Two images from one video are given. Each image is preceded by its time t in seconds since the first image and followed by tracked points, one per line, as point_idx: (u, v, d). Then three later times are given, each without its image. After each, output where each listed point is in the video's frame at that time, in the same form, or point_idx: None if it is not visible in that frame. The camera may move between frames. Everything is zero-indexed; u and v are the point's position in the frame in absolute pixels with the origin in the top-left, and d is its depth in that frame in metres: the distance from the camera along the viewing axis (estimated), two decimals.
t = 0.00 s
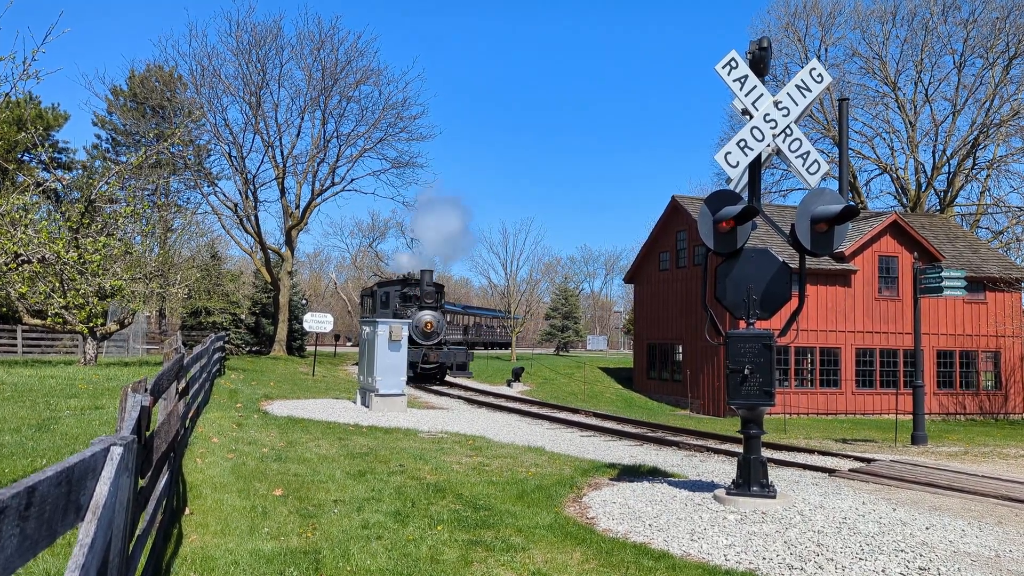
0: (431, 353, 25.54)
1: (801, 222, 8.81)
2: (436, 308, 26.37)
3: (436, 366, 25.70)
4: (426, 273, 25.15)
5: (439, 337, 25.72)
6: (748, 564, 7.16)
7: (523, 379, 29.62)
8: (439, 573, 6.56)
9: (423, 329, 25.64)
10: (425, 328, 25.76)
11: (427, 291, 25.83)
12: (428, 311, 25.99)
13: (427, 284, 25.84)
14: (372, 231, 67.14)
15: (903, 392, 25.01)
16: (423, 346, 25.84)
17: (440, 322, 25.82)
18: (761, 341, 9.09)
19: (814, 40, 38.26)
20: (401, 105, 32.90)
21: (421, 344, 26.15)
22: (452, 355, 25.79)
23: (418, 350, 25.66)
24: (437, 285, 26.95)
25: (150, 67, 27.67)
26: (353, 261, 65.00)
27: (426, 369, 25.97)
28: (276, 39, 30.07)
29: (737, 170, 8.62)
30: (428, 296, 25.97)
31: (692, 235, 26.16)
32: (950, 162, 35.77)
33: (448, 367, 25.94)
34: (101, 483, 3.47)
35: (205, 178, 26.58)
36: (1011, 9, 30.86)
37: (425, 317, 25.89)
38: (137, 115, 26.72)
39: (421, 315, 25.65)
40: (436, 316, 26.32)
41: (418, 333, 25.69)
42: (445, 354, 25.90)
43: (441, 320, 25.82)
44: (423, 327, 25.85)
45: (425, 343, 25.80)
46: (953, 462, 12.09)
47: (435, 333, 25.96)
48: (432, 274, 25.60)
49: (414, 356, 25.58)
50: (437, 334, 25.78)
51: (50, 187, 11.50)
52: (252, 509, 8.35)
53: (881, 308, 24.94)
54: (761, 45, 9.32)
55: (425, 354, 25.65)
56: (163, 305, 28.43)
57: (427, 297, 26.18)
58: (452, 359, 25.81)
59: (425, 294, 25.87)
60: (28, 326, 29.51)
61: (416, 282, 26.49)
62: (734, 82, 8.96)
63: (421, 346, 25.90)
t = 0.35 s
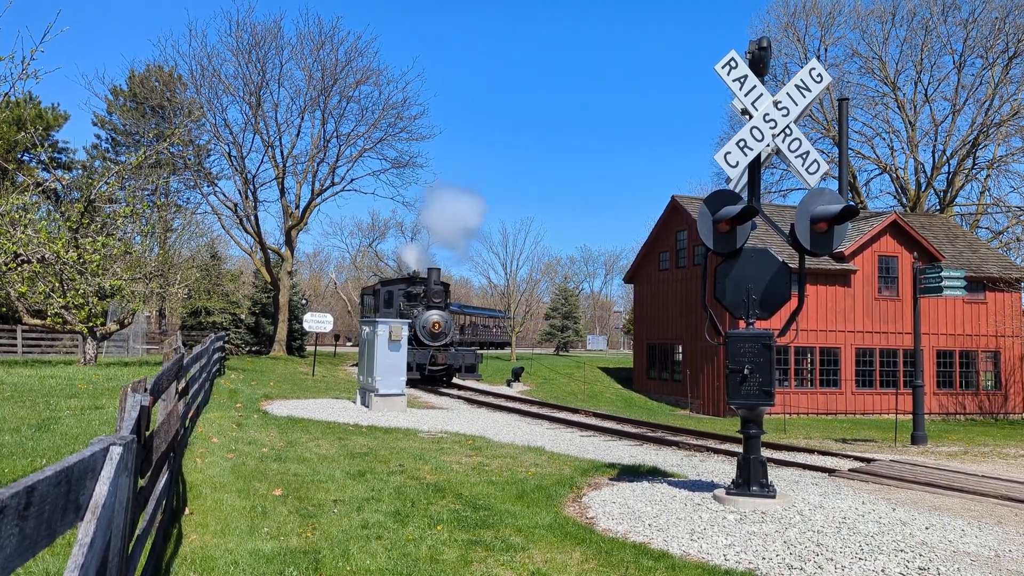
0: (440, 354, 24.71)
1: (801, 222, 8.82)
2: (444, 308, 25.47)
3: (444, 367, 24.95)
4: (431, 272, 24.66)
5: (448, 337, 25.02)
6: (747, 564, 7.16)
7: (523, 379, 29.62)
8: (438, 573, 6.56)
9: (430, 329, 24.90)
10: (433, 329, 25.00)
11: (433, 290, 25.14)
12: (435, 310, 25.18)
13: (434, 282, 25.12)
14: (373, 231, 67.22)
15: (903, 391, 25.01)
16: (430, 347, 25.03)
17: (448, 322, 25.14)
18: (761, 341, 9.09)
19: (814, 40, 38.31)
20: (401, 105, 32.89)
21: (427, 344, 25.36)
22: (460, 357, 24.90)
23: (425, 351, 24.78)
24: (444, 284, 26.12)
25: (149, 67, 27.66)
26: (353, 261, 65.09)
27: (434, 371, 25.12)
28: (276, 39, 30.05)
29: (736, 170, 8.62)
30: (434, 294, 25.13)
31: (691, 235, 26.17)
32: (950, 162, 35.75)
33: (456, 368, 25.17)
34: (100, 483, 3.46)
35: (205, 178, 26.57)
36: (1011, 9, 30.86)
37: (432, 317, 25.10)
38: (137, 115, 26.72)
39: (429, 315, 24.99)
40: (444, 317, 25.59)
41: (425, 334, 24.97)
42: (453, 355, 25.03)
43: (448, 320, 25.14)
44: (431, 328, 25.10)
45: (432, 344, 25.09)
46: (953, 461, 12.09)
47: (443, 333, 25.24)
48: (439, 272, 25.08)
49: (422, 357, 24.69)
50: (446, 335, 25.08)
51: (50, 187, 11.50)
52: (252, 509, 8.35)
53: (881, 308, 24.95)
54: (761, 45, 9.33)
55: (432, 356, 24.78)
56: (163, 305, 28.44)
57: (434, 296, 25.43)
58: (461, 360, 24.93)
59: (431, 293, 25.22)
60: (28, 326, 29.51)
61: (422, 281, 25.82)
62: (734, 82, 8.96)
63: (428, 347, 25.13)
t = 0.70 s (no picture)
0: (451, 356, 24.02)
1: (801, 222, 8.83)
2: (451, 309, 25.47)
3: (453, 370, 24.24)
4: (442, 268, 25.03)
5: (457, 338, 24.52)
6: (747, 564, 7.17)
7: (523, 380, 29.63)
8: (438, 573, 6.57)
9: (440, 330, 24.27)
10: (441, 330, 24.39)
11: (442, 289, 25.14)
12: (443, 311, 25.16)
13: (444, 282, 25.29)
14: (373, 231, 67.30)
15: (903, 392, 25.02)
16: (439, 349, 24.32)
17: (456, 322, 24.68)
18: (761, 341, 9.10)
19: (814, 40, 38.33)
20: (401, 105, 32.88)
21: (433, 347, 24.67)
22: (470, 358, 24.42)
23: (435, 353, 24.03)
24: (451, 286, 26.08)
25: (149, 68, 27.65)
26: (353, 261, 65.17)
27: (442, 374, 24.30)
28: (276, 40, 30.05)
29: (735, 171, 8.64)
30: (445, 294, 25.23)
31: (691, 235, 26.18)
32: (950, 162, 35.74)
33: (465, 371, 24.56)
34: (101, 483, 3.47)
35: (205, 178, 26.57)
36: (1011, 9, 30.85)
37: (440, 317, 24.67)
38: (137, 115, 26.72)
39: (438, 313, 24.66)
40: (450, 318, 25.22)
41: (434, 335, 24.30)
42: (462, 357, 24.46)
43: (456, 321, 24.70)
44: (439, 328, 24.53)
45: (441, 346, 24.35)
46: (952, 462, 12.11)
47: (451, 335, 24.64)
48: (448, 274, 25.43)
49: (432, 358, 23.91)
50: (455, 336, 24.52)
51: (50, 187, 11.52)
52: (252, 509, 8.37)
53: (881, 308, 24.96)
54: (761, 46, 9.34)
55: (442, 357, 24.04)
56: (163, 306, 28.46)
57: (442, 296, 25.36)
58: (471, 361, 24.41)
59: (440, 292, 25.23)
60: (28, 327, 29.54)
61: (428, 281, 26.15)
62: (734, 82, 8.97)
63: (436, 349, 24.39)
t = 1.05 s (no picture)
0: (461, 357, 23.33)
1: (801, 222, 8.82)
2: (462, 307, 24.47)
3: (464, 371, 23.57)
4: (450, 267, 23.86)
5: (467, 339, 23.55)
6: (747, 564, 7.17)
7: (523, 379, 29.62)
8: (438, 573, 6.56)
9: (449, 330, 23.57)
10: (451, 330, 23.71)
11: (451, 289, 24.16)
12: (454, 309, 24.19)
13: (454, 281, 24.16)
14: (372, 231, 67.35)
15: (902, 391, 25.02)
16: (449, 349, 23.71)
17: (467, 322, 23.74)
18: (761, 341, 9.11)
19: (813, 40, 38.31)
20: (401, 105, 32.85)
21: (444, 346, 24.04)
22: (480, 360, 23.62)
23: (446, 354, 23.37)
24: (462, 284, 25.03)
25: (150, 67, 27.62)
26: (352, 261, 65.22)
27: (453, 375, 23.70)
28: (276, 40, 30.02)
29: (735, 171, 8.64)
30: (455, 293, 24.15)
31: (691, 235, 26.18)
32: (950, 162, 35.74)
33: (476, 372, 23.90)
34: (102, 483, 3.48)
35: (205, 178, 26.55)
36: (1011, 9, 30.84)
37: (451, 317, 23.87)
38: (137, 115, 26.70)
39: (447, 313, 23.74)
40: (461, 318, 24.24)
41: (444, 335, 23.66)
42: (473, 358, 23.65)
43: (467, 320, 23.80)
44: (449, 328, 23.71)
45: (450, 346, 23.78)
46: (952, 461, 12.10)
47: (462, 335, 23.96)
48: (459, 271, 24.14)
49: (442, 360, 23.25)
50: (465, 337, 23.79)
51: (50, 187, 11.51)
52: (252, 509, 8.36)
53: (881, 308, 24.96)
54: (761, 46, 9.34)
55: (452, 359, 23.37)
56: (163, 305, 28.45)
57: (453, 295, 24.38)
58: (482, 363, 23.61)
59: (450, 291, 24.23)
60: (28, 327, 29.53)
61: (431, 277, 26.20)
62: (734, 82, 8.97)
63: (446, 350, 23.82)
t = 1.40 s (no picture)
0: (474, 358, 21.93)
1: (801, 222, 8.82)
2: (474, 307, 23.33)
3: (476, 373, 22.15)
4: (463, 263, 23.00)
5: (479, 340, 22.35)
6: (747, 564, 7.17)
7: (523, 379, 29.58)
8: (438, 573, 6.56)
9: (462, 330, 22.27)
10: (463, 330, 22.44)
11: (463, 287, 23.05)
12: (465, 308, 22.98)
13: (465, 279, 23.25)
14: (372, 231, 67.37)
15: (902, 391, 25.02)
16: (461, 351, 22.29)
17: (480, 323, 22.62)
18: (760, 341, 9.11)
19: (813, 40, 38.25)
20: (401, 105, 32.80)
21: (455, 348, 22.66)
22: (493, 361, 22.29)
23: (458, 354, 21.98)
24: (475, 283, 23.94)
25: (150, 67, 27.60)
26: (352, 261, 65.27)
27: (465, 377, 22.24)
28: (276, 39, 29.98)
29: (735, 171, 8.63)
30: (467, 290, 23.07)
31: (691, 234, 26.17)
32: (950, 162, 35.70)
33: (489, 374, 22.56)
34: (102, 483, 3.48)
35: (205, 178, 26.54)
36: (1011, 9, 30.83)
37: (462, 316, 22.64)
38: (138, 115, 26.69)
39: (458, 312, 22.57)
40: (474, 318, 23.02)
41: (455, 335, 22.32)
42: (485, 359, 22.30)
43: (480, 319, 22.63)
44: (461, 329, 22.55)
45: (462, 347, 22.41)
46: (952, 461, 12.10)
47: (474, 335, 22.65)
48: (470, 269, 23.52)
49: (454, 362, 21.87)
50: (478, 337, 22.53)
51: (49, 187, 11.50)
52: (252, 508, 8.36)
53: (881, 308, 24.96)
54: (761, 45, 9.34)
55: (466, 360, 22.01)
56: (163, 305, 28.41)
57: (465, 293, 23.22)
58: (495, 364, 22.25)
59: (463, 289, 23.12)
60: (28, 326, 29.53)
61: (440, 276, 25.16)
62: (734, 82, 8.97)
63: (458, 352, 22.42)
